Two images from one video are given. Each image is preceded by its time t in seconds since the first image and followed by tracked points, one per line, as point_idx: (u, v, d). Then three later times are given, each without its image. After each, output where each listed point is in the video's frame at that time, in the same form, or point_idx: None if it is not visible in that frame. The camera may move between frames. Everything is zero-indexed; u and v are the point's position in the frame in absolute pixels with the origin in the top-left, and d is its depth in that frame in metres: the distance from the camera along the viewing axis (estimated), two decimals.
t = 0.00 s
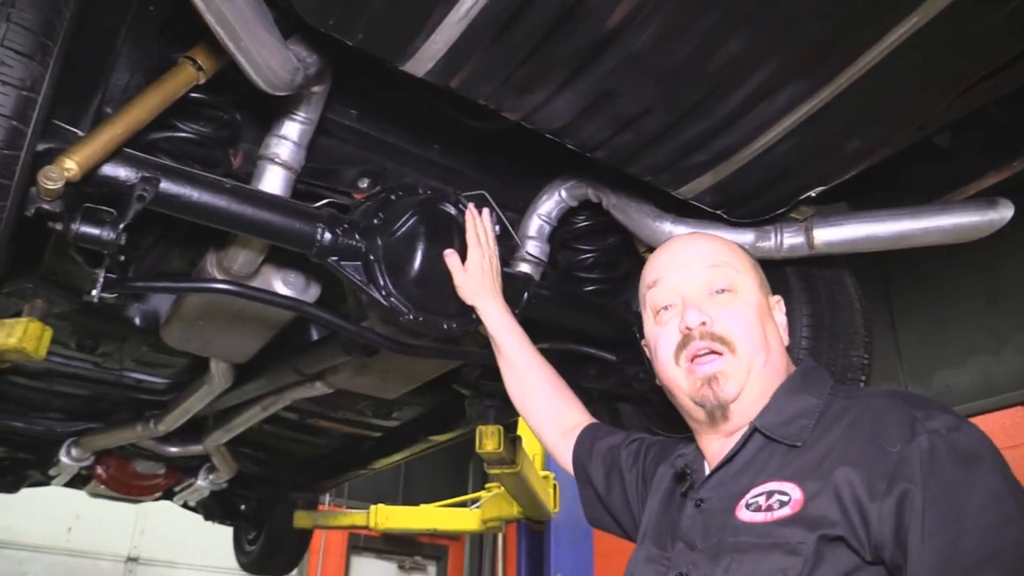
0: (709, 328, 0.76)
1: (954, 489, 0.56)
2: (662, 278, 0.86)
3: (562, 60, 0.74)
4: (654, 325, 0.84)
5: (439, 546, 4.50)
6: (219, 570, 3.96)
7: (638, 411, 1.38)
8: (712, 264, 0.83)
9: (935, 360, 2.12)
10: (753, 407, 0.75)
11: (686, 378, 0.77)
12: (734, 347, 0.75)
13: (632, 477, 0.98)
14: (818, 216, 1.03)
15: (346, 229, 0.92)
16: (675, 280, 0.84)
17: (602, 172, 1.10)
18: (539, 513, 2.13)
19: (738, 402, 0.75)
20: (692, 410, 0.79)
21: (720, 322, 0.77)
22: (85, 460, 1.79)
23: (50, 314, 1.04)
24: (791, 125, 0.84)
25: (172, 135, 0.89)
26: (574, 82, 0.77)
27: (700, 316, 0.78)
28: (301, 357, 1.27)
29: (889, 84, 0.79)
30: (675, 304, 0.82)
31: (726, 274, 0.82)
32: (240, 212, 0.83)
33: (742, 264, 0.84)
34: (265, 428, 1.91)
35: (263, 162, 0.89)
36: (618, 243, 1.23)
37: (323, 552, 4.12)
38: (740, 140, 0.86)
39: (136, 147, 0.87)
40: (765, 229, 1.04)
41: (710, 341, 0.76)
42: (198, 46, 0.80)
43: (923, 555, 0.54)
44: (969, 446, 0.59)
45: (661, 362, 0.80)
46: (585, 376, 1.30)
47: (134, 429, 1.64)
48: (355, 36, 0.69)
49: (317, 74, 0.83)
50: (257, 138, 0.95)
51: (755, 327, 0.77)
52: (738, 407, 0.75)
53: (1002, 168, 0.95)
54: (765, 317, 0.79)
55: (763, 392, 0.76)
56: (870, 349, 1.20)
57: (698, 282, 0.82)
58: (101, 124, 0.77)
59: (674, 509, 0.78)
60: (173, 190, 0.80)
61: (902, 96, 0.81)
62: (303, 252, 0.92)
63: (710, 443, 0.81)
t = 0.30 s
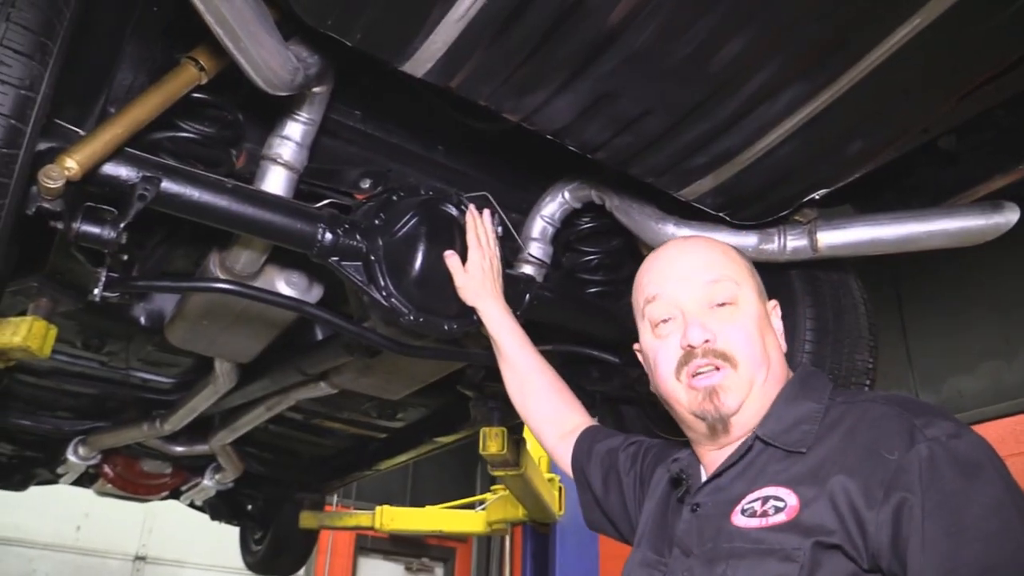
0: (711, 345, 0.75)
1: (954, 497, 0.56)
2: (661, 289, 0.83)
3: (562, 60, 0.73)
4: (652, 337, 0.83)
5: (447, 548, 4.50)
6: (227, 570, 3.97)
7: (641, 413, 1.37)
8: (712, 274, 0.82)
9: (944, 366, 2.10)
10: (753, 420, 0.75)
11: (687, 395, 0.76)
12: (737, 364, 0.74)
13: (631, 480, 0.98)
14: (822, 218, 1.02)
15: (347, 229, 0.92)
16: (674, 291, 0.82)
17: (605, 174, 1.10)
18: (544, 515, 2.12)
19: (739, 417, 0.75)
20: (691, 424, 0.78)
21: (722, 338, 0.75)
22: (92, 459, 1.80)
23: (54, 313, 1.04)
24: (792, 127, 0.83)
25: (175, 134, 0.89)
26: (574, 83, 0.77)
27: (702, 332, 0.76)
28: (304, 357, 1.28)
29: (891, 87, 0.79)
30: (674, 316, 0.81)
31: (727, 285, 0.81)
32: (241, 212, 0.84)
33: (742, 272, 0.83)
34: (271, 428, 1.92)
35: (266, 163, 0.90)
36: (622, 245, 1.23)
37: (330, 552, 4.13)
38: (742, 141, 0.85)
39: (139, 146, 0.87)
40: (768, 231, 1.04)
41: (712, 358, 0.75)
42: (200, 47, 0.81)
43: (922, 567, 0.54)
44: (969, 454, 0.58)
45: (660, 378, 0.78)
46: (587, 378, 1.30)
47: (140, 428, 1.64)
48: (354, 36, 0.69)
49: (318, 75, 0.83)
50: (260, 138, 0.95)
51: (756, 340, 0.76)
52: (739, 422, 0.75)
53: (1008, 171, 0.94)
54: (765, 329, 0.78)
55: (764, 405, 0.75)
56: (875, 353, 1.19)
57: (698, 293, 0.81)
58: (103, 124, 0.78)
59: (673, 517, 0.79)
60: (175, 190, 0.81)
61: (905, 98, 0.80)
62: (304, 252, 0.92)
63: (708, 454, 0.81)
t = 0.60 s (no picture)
0: (703, 341, 0.75)
1: (959, 496, 0.56)
2: (654, 286, 0.83)
3: (562, 58, 0.73)
4: (646, 334, 0.83)
5: (457, 548, 4.46)
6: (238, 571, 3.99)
7: (648, 413, 1.37)
8: (706, 271, 0.82)
9: (958, 364, 2.07)
10: (748, 417, 0.75)
11: (680, 392, 0.76)
12: (729, 360, 0.74)
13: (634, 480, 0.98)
14: (827, 215, 1.01)
15: (350, 229, 0.92)
16: (668, 288, 0.82)
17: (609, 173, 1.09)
18: (553, 515, 2.12)
19: (733, 413, 0.74)
20: (687, 421, 0.78)
21: (715, 335, 0.75)
22: (102, 460, 1.81)
23: (63, 314, 1.05)
24: (795, 124, 0.83)
25: (179, 136, 0.90)
26: (574, 81, 0.76)
27: (694, 329, 0.76)
28: (311, 358, 1.28)
29: (893, 82, 0.78)
30: (668, 313, 0.81)
31: (720, 281, 0.80)
32: (244, 213, 0.84)
33: (736, 268, 0.83)
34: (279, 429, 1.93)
35: (270, 164, 0.90)
36: (628, 244, 1.22)
37: (341, 553, 4.13)
38: (745, 138, 0.85)
39: (143, 148, 0.88)
40: (773, 229, 1.03)
41: (705, 354, 0.74)
42: (203, 49, 0.81)
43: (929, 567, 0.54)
44: (973, 451, 0.58)
45: (653, 375, 0.79)
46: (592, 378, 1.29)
47: (150, 429, 1.66)
48: (354, 36, 0.70)
49: (319, 75, 0.84)
50: (263, 140, 0.96)
51: (750, 335, 0.76)
52: (733, 418, 0.75)
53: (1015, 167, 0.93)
54: (760, 324, 0.78)
55: (759, 400, 0.75)
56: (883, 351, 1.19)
57: (691, 290, 0.81)
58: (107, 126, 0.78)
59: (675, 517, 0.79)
60: (179, 191, 0.81)
61: (909, 93, 0.80)
62: (307, 253, 0.92)
63: (707, 452, 0.80)
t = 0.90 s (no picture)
0: (703, 339, 0.75)
1: (955, 497, 0.55)
2: (652, 285, 0.83)
3: (560, 59, 0.73)
4: (644, 334, 0.82)
5: (466, 549, 4.44)
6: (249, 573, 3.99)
7: (653, 413, 1.37)
8: (703, 269, 0.81)
9: (969, 363, 2.05)
10: (748, 416, 0.75)
11: (679, 391, 0.76)
12: (729, 359, 0.74)
13: (636, 482, 0.98)
14: (831, 213, 1.01)
15: (352, 231, 0.92)
16: (665, 287, 0.82)
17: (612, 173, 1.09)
18: (561, 516, 2.11)
19: (733, 412, 0.74)
20: (687, 422, 0.78)
21: (715, 332, 0.75)
22: (111, 462, 1.82)
23: (69, 318, 1.06)
24: (796, 122, 0.82)
25: (181, 139, 0.90)
26: (572, 81, 0.76)
27: (693, 327, 0.76)
28: (316, 360, 1.28)
29: (895, 78, 0.77)
30: (665, 312, 0.81)
31: (718, 279, 0.80)
32: (246, 215, 0.84)
33: (734, 266, 0.83)
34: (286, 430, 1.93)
35: (273, 166, 0.90)
36: (632, 244, 1.22)
37: (350, 555, 4.14)
38: (745, 137, 0.85)
39: (145, 151, 0.88)
40: (777, 228, 1.03)
41: (704, 353, 0.74)
42: (203, 52, 0.82)
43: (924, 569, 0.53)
44: (971, 452, 0.58)
45: (652, 374, 0.78)
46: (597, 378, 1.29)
47: (158, 431, 1.66)
48: (352, 38, 0.70)
49: (320, 77, 0.84)
50: (264, 142, 0.96)
51: (750, 333, 0.76)
52: (734, 418, 0.74)
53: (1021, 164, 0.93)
54: (760, 323, 0.78)
55: (759, 399, 0.75)
56: (889, 350, 1.18)
57: (689, 288, 0.80)
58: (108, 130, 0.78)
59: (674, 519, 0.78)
60: (179, 194, 0.81)
61: (909, 90, 0.79)
62: (310, 255, 0.92)
63: (706, 453, 0.80)
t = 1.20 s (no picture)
0: (690, 342, 0.75)
1: (944, 501, 0.55)
2: (641, 287, 0.83)
3: (558, 59, 0.73)
4: (635, 335, 0.83)
5: (475, 552, 4.41)
6: None
7: (657, 414, 1.36)
8: (692, 269, 0.81)
9: (978, 362, 2.04)
10: (738, 417, 0.74)
11: (668, 393, 0.76)
12: (717, 362, 0.73)
13: (637, 483, 0.98)
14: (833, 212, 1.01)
15: (353, 234, 0.92)
16: (656, 287, 0.82)
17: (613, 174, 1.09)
18: (568, 518, 2.11)
19: (723, 414, 0.74)
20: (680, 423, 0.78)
21: (702, 335, 0.74)
22: (118, 467, 1.83)
23: (73, 323, 1.06)
24: (795, 121, 0.82)
25: (181, 144, 0.90)
26: (569, 82, 0.76)
27: (680, 329, 0.75)
28: (320, 363, 1.28)
29: (893, 76, 0.77)
30: (654, 313, 0.80)
31: (706, 278, 0.80)
32: (247, 219, 0.84)
33: (724, 264, 0.82)
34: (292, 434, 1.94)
35: (273, 170, 0.90)
36: (634, 245, 1.22)
37: (358, 558, 4.14)
38: (745, 136, 0.84)
39: (146, 157, 0.89)
40: (778, 227, 1.02)
41: (692, 356, 0.74)
42: (203, 57, 0.82)
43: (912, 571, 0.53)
44: (963, 452, 0.57)
45: (642, 376, 0.78)
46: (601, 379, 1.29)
47: (165, 436, 1.67)
48: (349, 41, 0.70)
49: (318, 81, 0.84)
50: (265, 146, 0.96)
51: (739, 335, 0.75)
52: (724, 419, 0.74)
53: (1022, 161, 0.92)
54: (750, 322, 0.77)
55: (750, 401, 0.74)
56: (893, 349, 1.17)
57: (678, 289, 0.80)
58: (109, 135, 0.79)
59: (669, 519, 0.78)
60: (179, 199, 0.82)
61: (907, 87, 0.79)
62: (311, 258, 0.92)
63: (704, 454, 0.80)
